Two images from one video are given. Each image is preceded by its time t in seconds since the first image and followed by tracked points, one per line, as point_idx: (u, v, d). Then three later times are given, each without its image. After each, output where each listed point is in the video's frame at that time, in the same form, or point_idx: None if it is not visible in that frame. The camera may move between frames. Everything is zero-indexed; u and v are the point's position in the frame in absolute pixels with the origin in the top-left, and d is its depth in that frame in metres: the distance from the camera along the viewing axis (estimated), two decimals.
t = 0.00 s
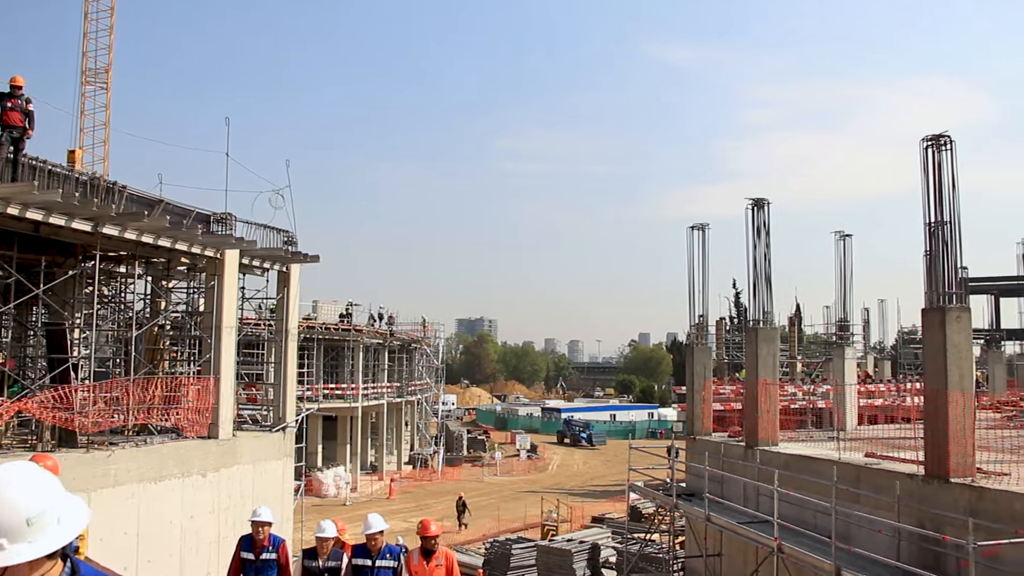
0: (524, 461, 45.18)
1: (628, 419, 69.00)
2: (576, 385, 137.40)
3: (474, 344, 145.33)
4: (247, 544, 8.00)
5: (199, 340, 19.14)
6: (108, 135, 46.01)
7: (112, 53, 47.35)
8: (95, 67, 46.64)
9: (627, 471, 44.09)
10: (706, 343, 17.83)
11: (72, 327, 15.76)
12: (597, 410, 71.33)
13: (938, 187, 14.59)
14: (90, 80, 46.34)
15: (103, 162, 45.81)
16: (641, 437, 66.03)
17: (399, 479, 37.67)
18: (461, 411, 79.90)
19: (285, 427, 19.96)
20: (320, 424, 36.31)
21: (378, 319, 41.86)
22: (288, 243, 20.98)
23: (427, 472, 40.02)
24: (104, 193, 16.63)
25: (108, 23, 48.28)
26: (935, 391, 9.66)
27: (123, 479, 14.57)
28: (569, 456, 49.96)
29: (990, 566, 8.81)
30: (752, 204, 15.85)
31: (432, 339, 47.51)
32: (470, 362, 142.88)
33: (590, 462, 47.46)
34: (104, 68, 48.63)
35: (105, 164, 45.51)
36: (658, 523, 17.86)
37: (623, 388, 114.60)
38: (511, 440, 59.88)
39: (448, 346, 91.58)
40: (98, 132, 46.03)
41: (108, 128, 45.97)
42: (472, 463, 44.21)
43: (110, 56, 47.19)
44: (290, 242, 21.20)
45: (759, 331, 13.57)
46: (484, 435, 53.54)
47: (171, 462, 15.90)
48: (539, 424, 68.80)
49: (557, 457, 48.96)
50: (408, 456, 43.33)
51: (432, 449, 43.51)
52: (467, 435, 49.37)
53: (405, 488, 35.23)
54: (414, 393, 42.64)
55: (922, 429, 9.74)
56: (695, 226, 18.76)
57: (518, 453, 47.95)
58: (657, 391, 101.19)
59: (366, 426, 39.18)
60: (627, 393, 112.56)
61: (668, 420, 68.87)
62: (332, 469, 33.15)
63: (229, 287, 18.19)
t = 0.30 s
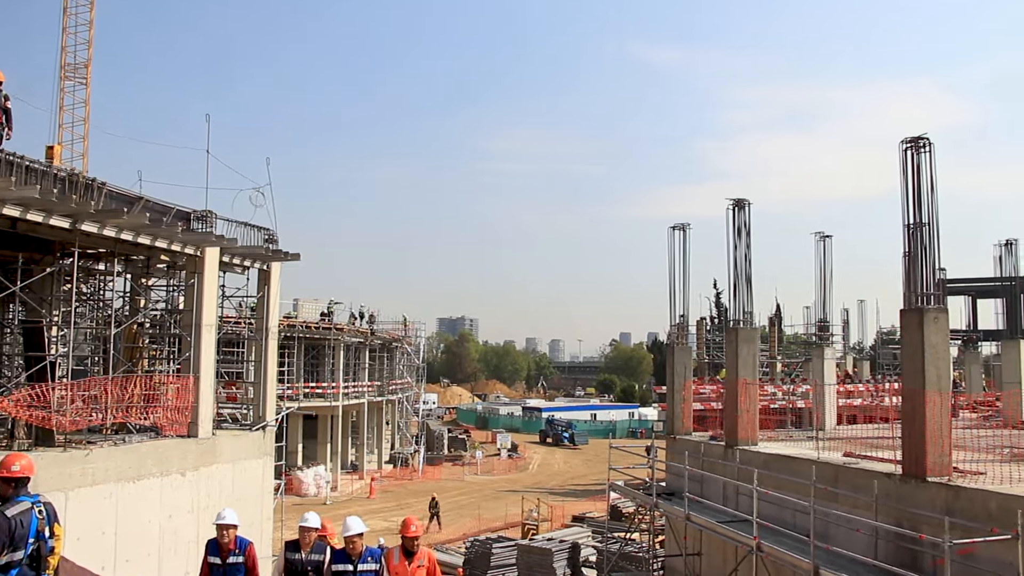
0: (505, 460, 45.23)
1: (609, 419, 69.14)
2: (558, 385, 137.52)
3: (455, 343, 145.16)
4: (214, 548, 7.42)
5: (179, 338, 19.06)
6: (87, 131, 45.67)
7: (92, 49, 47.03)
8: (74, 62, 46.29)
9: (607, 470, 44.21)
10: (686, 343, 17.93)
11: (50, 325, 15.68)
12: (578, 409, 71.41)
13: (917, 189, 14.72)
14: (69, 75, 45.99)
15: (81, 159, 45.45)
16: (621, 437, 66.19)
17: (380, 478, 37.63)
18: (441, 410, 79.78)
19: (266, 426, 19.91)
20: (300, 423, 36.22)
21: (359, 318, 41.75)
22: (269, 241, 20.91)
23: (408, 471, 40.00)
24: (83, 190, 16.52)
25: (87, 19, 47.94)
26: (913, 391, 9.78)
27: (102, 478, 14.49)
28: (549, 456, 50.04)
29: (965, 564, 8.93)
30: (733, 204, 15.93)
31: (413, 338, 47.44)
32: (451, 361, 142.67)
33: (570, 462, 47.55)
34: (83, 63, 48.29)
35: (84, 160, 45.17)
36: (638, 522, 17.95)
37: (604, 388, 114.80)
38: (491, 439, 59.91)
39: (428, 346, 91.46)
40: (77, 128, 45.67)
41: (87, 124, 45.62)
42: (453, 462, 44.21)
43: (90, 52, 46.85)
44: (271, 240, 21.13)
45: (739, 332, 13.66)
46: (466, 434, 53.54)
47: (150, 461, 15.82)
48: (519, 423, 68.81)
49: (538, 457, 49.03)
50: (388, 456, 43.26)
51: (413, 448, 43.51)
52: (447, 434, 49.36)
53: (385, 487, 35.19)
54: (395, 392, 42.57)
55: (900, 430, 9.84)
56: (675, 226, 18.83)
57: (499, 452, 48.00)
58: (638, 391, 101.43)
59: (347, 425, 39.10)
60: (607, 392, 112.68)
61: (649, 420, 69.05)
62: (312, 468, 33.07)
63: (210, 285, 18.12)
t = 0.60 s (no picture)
0: (484, 459, 45.21)
1: (588, 418, 69.21)
2: (539, 385, 137.48)
3: (436, 343, 144.84)
4: (173, 541, 7.34)
5: (157, 336, 18.98)
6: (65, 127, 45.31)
7: (69, 45, 46.70)
8: (52, 57, 45.96)
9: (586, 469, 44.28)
10: (666, 343, 18.00)
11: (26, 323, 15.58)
12: (558, 409, 71.43)
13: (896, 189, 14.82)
14: (47, 70, 45.63)
15: (58, 155, 45.09)
16: (601, 436, 66.26)
17: (359, 476, 37.57)
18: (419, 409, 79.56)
19: (244, 424, 19.85)
20: (279, 422, 36.09)
21: (339, 317, 41.61)
22: (248, 239, 20.84)
23: (387, 470, 39.95)
24: (60, 187, 16.39)
25: (65, 14, 47.61)
26: (890, 390, 9.91)
27: (78, 477, 14.38)
28: (529, 455, 50.05)
29: (941, 562, 9.03)
30: (713, 204, 16.02)
31: (393, 336, 47.32)
32: (431, 361, 142.28)
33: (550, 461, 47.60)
34: (62, 59, 47.96)
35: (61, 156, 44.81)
36: (618, 521, 18.02)
37: (584, 387, 114.83)
38: (471, 438, 59.84)
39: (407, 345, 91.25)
40: (54, 124, 45.30)
41: (65, 120, 45.26)
42: (432, 461, 44.17)
43: (68, 47, 46.52)
44: (250, 237, 21.05)
45: (719, 331, 13.74)
46: (446, 433, 53.48)
47: (127, 460, 15.72)
48: (499, 422, 68.75)
49: (517, 456, 49.03)
50: (367, 455, 43.16)
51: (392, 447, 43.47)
52: (427, 433, 49.29)
53: (364, 486, 35.13)
54: (373, 391, 42.46)
55: (877, 430, 9.94)
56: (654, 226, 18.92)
57: (479, 451, 48.00)
58: (618, 390, 101.51)
59: (326, 424, 38.97)
60: (587, 392, 112.51)
61: (628, 419, 69.11)
62: (291, 467, 32.96)
63: (188, 283, 18.04)
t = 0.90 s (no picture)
0: (463, 458, 45.23)
1: (567, 417, 69.40)
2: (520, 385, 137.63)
3: (416, 342, 144.58)
4: (140, 537, 7.33)
5: (134, 334, 18.85)
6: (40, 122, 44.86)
7: (43, 39, 46.23)
8: (26, 52, 45.49)
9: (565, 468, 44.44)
10: (645, 343, 18.09)
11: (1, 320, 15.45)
12: (537, 408, 71.56)
13: (874, 190, 14.95)
14: (21, 65, 45.16)
15: (33, 151, 44.61)
16: (580, 435, 66.46)
17: (337, 476, 37.51)
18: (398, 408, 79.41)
19: (222, 424, 19.77)
20: (258, 421, 35.91)
21: (317, 315, 41.43)
22: (226, 237, 20.74)
23: (366, 469, 39.90)
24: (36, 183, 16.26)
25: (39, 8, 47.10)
26: (867, 390, 10.00)
27: (53, 477, 14.27)
28: (508, 454, 50.13)
29: (916, 560, 9.14)
30: (692, 204, 16.09)
31: (373, 335, 47.16)
32: (413, 360, 142.05)
33: (528, 460, 47.71)
34: (36, 52, 47.46)
35: (35, 152, 44.35)
36: (596, 520, 18.07)
37: (563, 387, 114.96)
38: (450, 437, 59.83)
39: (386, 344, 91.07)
40: (29, 119, 44.84)
41: (39, 116, 44.82)
42: (411, 460, 44.15)
43: (41, 41, 46.05)
44: (228, 236, 20.95)
45: (697, 331, 13.81)
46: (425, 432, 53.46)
47: (103, 459, 15.61)
48: (478, 421, 68.77)
49: (497, 455, 49.09)
50: (346, 454, 43.06)
51: (371, 446, 43.40)
52: (406, 433, 49.24)
53: (342, 485, 35.06)
54: (352, 390, 42.34)
55: (854, 429, 10.04)
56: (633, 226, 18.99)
57: (458, 451, 48.04)
58: (597, 390, 101.80)
59: (304, 423, 38.83)
60: (565, 391, 112.61)
61: (607, 419, 69.29)
62: (269, 467, 32.82)
63: (166, 281, 17.95)
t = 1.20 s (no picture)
0: (442, 458, 45.22)
1: (546, 417, 69.49)
2: (501, 384, 137.67)
3: (397, 342, 144.31)
4: (109, 541, 7.30)
5: (110, 333, 18.72)
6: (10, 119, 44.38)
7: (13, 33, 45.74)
8: None
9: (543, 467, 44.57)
10: (623, 342, 18.16)
11: None
12: (516, 407, 71.61)
13: (851, 191, 15.06)
14: None
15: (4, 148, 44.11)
16: (558, 434, 66.59)
17: (315, 476, 37.42)
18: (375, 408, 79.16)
19: (200, 423, 19.68)
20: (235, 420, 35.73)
21: (295, 314, 41.26)
22: (203, 235, 20.62)
23: (344, 469, 39.84)
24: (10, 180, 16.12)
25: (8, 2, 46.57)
26: (843, 390, 10.10)
27: (26, 477, 14.16)
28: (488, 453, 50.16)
29: (891, 558, 9.25)
30: (670, 204, 16.15)
31: (351, 334, 47.00)
32: (393, 360, 141.79)
33: (507, 459, 47.78)
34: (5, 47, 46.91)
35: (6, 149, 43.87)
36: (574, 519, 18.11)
37: (542, 387, 114.99)
38: (428, 436, 59.79)
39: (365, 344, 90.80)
40: None
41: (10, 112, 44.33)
42: (390, 460, 44.11)
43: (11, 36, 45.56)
44: (206, 234, 20.83)
45: (675, 331, 13.87)
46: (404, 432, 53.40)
47: (78, 459, 15.49)
48: (456, 421, 68.71)
49: (476, 455, 49.10)
50: (324, 454, 42.93)
51: (350, 445, 43.30)
52: (384, 432, 49.17)
53: (321, 485, 34.96)
54: (331, 390, 42.19)
55: (830, 428, 10.13)
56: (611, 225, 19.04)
57: (436, 450, 48.04)
58: (576, 389, 101.96)
59: (282, 423, 38.68)
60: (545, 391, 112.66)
61: (586, 418, 69.44)
62: (247, 467, 32.68)
63: (143, 280, 17.85)
